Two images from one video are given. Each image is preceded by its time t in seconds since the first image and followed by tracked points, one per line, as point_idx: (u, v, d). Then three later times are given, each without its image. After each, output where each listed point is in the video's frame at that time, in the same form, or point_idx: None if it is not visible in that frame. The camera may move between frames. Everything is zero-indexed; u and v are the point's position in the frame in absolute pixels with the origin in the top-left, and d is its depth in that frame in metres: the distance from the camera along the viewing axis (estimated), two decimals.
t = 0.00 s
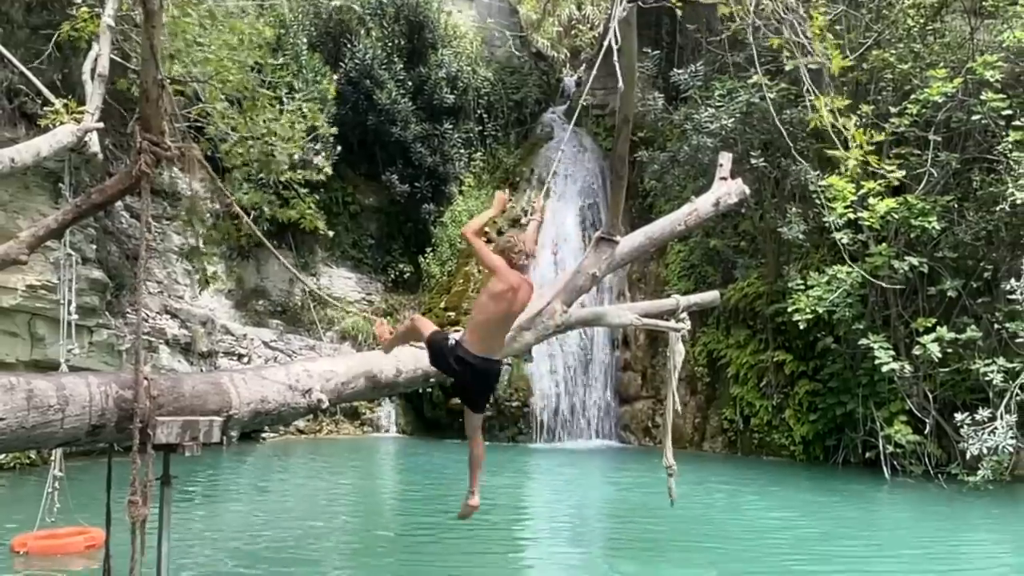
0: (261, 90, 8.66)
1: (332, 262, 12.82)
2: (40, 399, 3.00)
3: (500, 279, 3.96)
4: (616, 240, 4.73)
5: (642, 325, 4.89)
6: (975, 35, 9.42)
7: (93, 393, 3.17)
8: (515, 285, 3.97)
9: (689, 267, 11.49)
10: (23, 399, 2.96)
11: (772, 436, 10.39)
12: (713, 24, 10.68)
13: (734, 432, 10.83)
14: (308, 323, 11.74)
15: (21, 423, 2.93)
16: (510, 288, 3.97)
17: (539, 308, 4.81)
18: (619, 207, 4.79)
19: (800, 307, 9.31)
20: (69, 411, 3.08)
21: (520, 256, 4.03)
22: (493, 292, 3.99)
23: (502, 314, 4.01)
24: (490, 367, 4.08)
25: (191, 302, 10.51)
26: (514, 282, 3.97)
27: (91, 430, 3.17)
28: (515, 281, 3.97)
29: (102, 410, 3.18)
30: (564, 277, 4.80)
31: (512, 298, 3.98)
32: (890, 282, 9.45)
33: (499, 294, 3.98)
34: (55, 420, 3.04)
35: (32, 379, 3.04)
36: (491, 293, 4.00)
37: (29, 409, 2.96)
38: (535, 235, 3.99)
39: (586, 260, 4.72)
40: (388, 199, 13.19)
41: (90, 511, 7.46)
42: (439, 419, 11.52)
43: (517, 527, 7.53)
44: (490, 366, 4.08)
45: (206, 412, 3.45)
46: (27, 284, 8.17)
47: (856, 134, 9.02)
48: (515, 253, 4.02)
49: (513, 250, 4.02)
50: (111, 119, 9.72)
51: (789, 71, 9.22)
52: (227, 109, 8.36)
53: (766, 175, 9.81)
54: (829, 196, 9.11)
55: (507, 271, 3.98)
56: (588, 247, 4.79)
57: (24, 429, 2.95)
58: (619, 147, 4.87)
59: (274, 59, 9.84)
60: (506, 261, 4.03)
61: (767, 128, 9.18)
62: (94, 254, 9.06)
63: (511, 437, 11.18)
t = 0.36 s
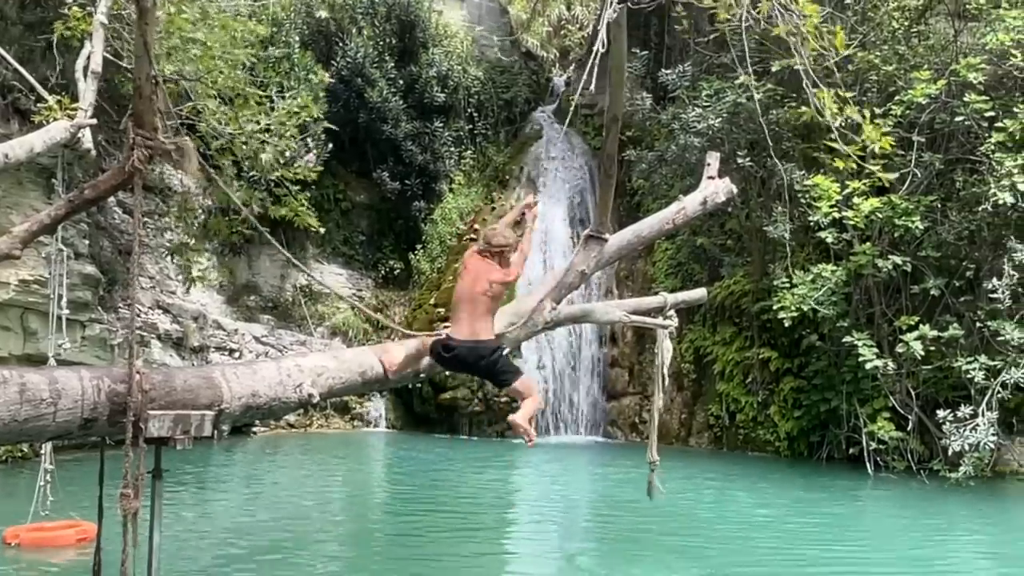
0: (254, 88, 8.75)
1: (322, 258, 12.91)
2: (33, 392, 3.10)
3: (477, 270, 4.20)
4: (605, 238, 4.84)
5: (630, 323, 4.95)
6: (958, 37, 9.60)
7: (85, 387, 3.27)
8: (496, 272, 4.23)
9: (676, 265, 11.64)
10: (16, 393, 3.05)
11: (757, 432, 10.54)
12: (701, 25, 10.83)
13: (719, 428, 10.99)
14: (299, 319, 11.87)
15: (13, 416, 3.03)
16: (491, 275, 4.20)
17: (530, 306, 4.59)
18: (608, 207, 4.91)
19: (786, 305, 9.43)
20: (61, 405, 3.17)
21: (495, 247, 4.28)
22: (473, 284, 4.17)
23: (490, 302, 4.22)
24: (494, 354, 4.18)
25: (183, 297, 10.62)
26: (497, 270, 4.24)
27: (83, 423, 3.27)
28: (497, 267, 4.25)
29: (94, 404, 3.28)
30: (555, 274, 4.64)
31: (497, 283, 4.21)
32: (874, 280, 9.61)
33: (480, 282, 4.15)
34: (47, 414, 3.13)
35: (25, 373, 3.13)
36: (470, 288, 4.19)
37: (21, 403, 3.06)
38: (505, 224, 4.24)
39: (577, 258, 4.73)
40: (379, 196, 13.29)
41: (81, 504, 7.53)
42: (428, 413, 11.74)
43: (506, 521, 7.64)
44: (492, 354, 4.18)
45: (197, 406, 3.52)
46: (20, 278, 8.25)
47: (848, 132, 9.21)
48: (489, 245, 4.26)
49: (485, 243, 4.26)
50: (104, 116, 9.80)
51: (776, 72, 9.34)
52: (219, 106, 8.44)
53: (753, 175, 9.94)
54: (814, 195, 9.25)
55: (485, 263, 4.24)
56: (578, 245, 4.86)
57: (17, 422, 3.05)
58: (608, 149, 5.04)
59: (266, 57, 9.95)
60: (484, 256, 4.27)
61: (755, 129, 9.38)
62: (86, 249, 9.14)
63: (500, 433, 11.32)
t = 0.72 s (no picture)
0: (237, 87, 8.81)
1: (305, 256, 12.96)
2: (15, 390, 3.17)
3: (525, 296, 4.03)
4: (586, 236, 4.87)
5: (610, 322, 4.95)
6: (932, 41, 9.78)
7: (68, 385, 3.35)
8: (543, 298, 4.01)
9: (656, 264, 11.76)
10: None
11: (735, 429, 10.69)
12: (680, 28, 10.99)
13: (698, 424, 11.15)
14: (281, 317, 12.06)
15: None
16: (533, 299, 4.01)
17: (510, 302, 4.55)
18: (588, 205, 4.94)
19: (763, 304, 9.57)
20: (44, 402, 3.24)
21: (553, 271, 4.08)
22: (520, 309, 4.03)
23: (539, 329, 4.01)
24: (540, 381, 3.98)
25: (166, 295, 10.69)
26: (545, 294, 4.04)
27: (66, 420, 3.34)
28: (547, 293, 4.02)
29: (77, 401, 3.36)
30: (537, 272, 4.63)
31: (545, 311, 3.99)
32: (850, 280, 9.77)
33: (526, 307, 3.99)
34: (29, 411, 3.20)
35: (7, 371, 3.20)
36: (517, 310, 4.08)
37: (3, 400, 3.13)
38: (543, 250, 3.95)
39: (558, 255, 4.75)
40: (361, 195, 13.36)
41: (63, 501, 7.56)
42: (411, 410, 11.82)
43: (486, 518, 7.71)
44: (536, 381, 4.02)
45: (180, 403, 3.62)
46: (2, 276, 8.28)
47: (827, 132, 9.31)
48: (544, 267, 4.07)
49: (540, 265, 4.07)
50: (86, 114, 9.83)
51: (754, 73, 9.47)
52: (203, 106, 8.50)
53: (731, 175, 10.07)
54: (791, 196, 9.40)
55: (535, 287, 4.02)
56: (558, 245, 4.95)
57: None
58: (589, 149, 5.08)
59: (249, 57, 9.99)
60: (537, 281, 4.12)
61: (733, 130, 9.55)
62: (69, 247, 9.18)
63: (481, 429, 11.51)
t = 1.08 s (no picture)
0: (207, 89, 8.83)
1: (275, 258, 12.97)
2: None
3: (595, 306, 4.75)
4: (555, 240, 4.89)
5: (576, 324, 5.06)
6: (894, 47, 10.01)
7: (34, 387, 3.39)
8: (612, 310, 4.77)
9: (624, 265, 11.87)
10: None
11: (702, 428, 10.88)
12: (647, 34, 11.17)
13: (666, 424, 11.33)
14: (252, 319, 11.99)
15: None
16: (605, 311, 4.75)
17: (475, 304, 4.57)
18: (557, 208, 4.99)
19: (729, 305, 9.74)
20: (10, 404, 3.28)
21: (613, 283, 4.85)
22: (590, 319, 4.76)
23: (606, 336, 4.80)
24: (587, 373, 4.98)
25: (137, 297, 10.77)
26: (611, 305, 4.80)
27: (32, 421, 3.39)
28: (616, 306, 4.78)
29: (43, 403, 3.40)
30: (506, 275, 4.65)
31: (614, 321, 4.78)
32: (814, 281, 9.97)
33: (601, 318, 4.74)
34: None
35: None
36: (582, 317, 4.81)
37: None
38: (611, 273, 4.62)
39: (527, 258, 4.71)
40: (332, 198, 13.40)
41: (33, 504, 7.57)
42: (382, 411, 11.92)
43: (457, 517, 7.80)
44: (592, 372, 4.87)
45: (147, 404, 3.65)
46: None
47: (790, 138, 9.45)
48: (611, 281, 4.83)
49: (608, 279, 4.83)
50: (55, 116, 9.83)
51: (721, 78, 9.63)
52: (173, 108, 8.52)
53: (697, 179, 10.23)
54: (756, 199, 9.57)
55: (605, 301, 4.75)
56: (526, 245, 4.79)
57: None
58: (558, 152, 5.13)
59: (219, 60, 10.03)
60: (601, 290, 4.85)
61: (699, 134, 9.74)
62: (37, 249, 9.19)
63: (451, 430, 11.69)
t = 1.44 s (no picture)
0: (179, 93, 8.87)
1: (249, 260, 12.98)
2: None
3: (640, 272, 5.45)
4: (527, 239, 5.06)
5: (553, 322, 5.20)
6: (859, 48, 10.23)
7: (7, 390, 3.42)
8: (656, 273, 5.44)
9: (597, 265, 11.91)
10: None
11: (675, 424, 11.08)
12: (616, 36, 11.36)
13: (639, 421, 11.56)
14: (226, 320, 12.07)
15: None
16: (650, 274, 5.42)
17: (451, 303, 4.76)
18: (530, 208, 5.13)
19: (700, 302, 9.89)
20: None
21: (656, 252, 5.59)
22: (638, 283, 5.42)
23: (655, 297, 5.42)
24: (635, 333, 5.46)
25: (110, 300, 10.77)
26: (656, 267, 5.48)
27: (5, 425, 3.42)
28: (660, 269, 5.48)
29: (16, 407, 3.43)
30: (480, 275, 4.85)
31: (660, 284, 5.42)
32: (783, 279, 10.17)
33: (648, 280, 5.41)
34: None
35: None
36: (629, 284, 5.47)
37: None
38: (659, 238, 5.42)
39: (502, 258, 4.94)
40: (305, 200, 13.41)
41: (7, 507, 7.58)
42: (357, 411, 11.95)
43: (433, 515, 7.87)
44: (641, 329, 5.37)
45: (122, 407, 3.68)
46: None
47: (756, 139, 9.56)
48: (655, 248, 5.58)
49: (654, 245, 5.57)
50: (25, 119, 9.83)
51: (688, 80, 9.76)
52: (145, 111, 8.55)
53: (668, 178, 10.39)
54: (726, 198, 9.75)
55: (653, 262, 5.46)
56: (500, 246, 5.06)
57: None
58: (532, 154, 5.27)
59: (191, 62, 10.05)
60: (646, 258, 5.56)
61: (669, 134, 9.95)
62: (9, 252, 9.20)
63: (427, 428, 11.80)
